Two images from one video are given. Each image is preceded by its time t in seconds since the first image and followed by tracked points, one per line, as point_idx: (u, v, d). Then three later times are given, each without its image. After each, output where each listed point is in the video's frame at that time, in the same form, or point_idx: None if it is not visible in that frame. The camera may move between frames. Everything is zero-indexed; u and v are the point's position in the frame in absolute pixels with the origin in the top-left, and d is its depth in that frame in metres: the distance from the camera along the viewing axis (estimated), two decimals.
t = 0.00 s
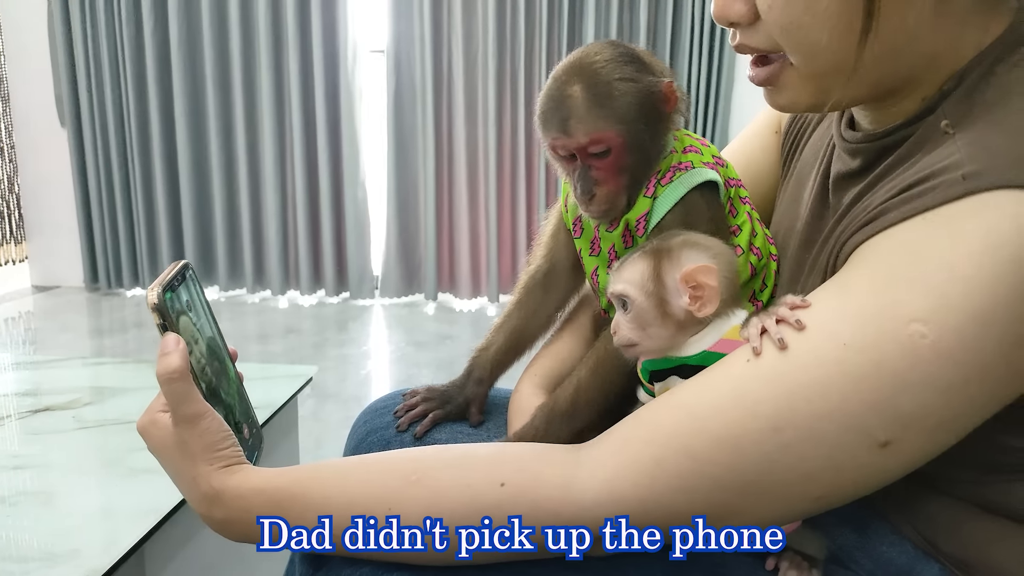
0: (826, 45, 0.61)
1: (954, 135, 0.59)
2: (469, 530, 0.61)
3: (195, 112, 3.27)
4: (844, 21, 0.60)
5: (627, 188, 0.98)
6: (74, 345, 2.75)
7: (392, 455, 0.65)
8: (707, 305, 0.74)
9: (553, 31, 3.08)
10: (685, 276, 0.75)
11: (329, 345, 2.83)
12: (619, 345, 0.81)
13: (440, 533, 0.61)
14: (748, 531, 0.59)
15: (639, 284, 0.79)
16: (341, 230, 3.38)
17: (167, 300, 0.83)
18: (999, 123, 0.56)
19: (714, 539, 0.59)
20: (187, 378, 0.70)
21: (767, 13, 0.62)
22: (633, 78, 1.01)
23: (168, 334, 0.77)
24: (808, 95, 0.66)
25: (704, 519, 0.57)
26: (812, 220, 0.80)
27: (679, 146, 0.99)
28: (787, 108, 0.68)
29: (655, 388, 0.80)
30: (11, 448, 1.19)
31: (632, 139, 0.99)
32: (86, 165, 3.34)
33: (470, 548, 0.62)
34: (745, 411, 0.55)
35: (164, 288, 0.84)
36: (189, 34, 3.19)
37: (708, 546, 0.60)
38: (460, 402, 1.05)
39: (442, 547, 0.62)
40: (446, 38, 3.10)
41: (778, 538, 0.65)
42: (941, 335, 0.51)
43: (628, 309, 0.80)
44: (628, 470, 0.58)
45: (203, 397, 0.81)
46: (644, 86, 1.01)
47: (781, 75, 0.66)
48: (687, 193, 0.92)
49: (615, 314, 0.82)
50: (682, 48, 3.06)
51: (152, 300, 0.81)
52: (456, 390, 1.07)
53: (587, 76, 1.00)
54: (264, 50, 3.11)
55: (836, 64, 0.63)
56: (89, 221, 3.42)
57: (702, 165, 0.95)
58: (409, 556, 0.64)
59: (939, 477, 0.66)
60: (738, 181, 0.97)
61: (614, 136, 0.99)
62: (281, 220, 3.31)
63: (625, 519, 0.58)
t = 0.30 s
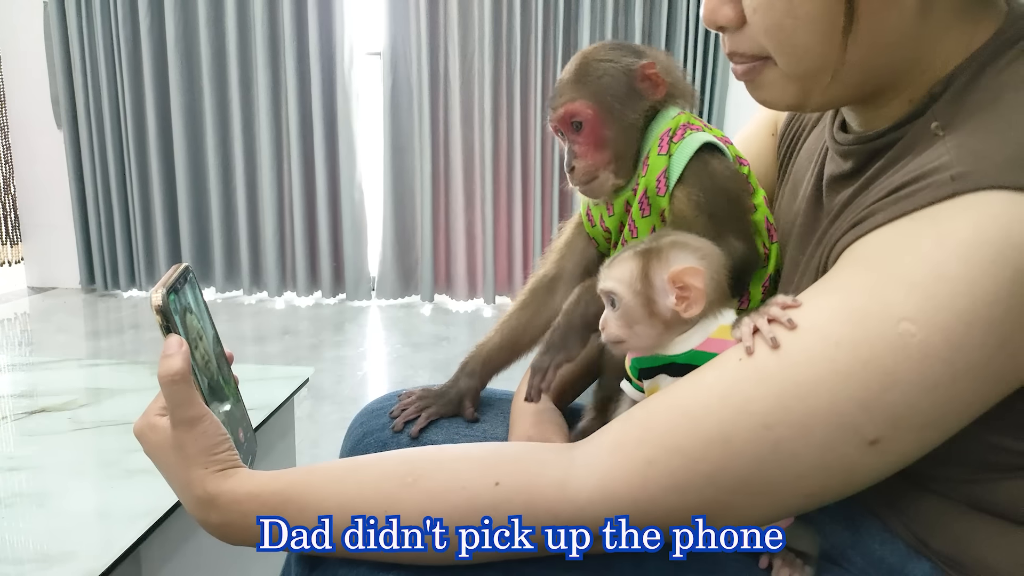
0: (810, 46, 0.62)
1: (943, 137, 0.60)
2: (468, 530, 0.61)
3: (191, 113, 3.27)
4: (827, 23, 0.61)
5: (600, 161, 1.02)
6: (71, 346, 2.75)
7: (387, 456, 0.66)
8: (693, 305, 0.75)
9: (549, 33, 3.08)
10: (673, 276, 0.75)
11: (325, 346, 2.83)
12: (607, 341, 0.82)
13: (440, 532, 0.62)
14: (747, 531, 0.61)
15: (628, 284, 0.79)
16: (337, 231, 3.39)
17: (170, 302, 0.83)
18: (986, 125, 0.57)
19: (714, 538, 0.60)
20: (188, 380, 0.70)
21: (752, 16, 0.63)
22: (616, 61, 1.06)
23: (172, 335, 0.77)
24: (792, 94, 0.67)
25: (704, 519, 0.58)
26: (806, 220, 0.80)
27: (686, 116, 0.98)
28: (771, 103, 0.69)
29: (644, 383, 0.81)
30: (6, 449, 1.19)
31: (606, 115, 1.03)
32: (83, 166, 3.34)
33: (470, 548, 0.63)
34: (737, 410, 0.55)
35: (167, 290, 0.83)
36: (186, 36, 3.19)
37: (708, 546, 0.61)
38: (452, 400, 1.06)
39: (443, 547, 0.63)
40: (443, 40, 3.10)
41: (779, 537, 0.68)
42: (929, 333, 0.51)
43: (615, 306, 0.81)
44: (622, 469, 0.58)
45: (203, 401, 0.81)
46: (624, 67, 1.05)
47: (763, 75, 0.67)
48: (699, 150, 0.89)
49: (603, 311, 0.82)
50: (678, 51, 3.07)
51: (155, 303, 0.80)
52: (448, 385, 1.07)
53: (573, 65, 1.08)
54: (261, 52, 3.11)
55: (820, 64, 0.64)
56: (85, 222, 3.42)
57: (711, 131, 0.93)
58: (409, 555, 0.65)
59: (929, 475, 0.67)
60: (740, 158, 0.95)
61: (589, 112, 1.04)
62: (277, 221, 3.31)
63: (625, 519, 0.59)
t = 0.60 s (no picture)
0: (800, 47, 0.63)
1: (937, 134, 0.60)
2: (469, 530, 0.62)
3: (190, 113, 3.27)
4: (818, 23, 0.61)
5: (607, 178, 1.02)
6: (71, 346, 2.75)
7: (385, 452, 0.66)
8: (698, 292, 0.75)
9: (548, 33, 3.08)
10: (679, 263, 0.76)
11: (325, 345, 2.83)
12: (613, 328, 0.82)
13: (440, 533, 0.62)
14: (748, 531, 0.67)
15: (635, 270, 0.80)
16: (337, 231, 3.39)
17: (172, 301, 0.83)
18: (978, 120, 0.57)
19: (714, 539, 0.63)
20: (188, 378, 0.70)
21: (743, 16, 0.64)
22: (635, 81, 1.07)
23: (172, 334, 0.77)
24: (783, 95, 0.67)
25: (704, 519, 0.59)
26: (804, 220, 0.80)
27: (703, 144, 1.00)
28: (762, 107, 0.69)
29: (652, 374, 0.80)
30: (7, 449, 1.19)
31: (616, 134, 1.04)
32: (82, 166, 3.34)
33: (470, 547, 0.63)
34: (734, 404, 0.55)
35: (170, 289, 0.84)
36: (185, 36, 3.19)
37: (707, 545, 0.63)
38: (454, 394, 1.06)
39: (443, 546, 0.63)
40: (442, 39, 3.11)
41: (779, 537, 0.68)
42: (923, 323, 0.51)
43: (622, 293, 0.81)
44: (619, 462, 0.58)
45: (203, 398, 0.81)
46: (643, 87, 1.05)
47: (759, 76, 0.68)
48: (712, 179, 0.91)
49: (610, 299, 0.82)
50: (677, 50, 3.07)
51: (157, 300, 0.81)
52: (449, 378, 1.07)
53: (594, 80, 1.09)
54: (260, 51, 3.11)
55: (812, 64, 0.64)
56: (85, 222, 3.42)
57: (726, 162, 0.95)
58: (409, 554, 0.65)
59: (926, 470, 0.67)
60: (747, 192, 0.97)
61: (600, 128, 1.05)
62: (277, 220, 3.31)
63: (625, 519, 0.59)
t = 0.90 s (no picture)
0: (790, 44, 0.63)
1: (934, 133, 0.60)
2: (469, 530, 0.62)
3: (192, 112, 3.27)
4: (807, 21, 0.62)
5: (545, 204, 1.03)
6: (71, 344, 2.75)
7: (386, 451, 0.66)
8: (698, 295, 0.76)
9: (550, 32, 3.09)
10: (680, 265, 0.76)
11: (326, 344, 2.83)
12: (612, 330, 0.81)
13: (440, 532, 0.62)
14: (749, 531, 0.67)
15: (636, 271, 0.79)
16: (338, 230, 3.39)
17: (190, 296, 0.83)
18: (975, 119, 0.57)
19: (714, 539, 0.63)
20: (197, 371, 0.71)
21: (735, 15, 0.64)
22: (573, 102, 1.05)
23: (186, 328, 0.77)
24: (775, 90, 0.68)
25: (704, 519, 0.59)
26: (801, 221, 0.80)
27: (639, 170, 0.96)
28: (759, 101, 0.71)
29: (651, 376, 0.80)
30: (8, 446, 1.19)
31: (553, 159, 1.03)
32: (84, 164, 3.35)
33: (470, 547, 0.63)
34: (733, 402, 0.55)
35: (188, 284, 0.83)
36: (186, 35, 3.19)
37: (707, 545, 0.63)
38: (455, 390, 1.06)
39: (443, 546, 0.63)
40: (444, 38, 3.11)
41: (779, 537, 0.68)
42: (921, 322, 0.52)
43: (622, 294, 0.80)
44: (619, 461, 0.58)
45: (212, 396, 0.79)
46: (579, 110, 1.04)
47: (754, 72, 0.68)
48: (635, 217, 0.89)
49: (609, 300, 0.82)
50: (679, 50, 3.07)
51: (173, 295, 0.80)
52: (450, 377, 1.07)
53: (535, 100, 1.08)
54: (262, 50, 3.11)
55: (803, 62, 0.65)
56: (86, 220, 3.42)
57: (657, 192, 0.91)
58: (409, 554, 0.65)
59: (925, 471, 0.67)
60: (699, 207, 0.94)
61: (537, 153, 1.04)
62: (278, 219, 3.31)
63: (625, 519, 0.59)
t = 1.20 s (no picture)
0: (789, 49, 0.63)
1: (931, 137, 0.60)
2: (468, 530, 0.62)
3: (196, 111, 3.28)
4: (806, 26, 0.62)
5: (529, 225, 1.02)
6: (74, 342, 2.76)
7: (386, 451, 0.66)
8: (695, 299, 0.76)
9: (554, 32, 3.09)
10: (677, 269, 0.76)
11: (328, 343, 2.84)
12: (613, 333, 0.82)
13: (440, 533, 0.63)
14: (749, 531, 0.67)
15: (635, 274, 0.80)
16: (341, 229, 3.39)
17: (184, 297, 0.84)
18: (972, 123, 0.58)
19: (714, 539, 0.63)
20: (194, 371, 0.71)
21: (735, 19, 0.64)
22: (549, 120, 1.03)
23: (182, 329, 0.78)
24: (774, 93, 0.68)
25: (703, 519, 0.59)
26: (800, 224, 0.80)
27: (630, 176, 0.95)
28: (758, 103, 0.70)
29: (650, 378, 0.80)
30: (10, 444, 1.19)
31: (533, 179, 1.03)
32: (87, 163, 3.35)
33: (470, 547, 0.63)
34: (729, 404, 0.56)
35: (182, 285, 0.84)
36: (190, 33, 3.20)
37: (706, 545, 0.63)
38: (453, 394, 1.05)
39: (443, 547, 0.64)
40: (447, 38, 3.11)
41: (778, 537, 0.68)
42: (917, 325, 0.52)
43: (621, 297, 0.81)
44: (616, 462, 0.59)
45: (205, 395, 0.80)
46: (557, 128, 1.02)
47: (751, 75, 0.68)
48: (628, 228, 0.88)
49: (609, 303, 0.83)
50: (682, 50, 3.07)
51: (170, 296, 0.82)
52: (442, 377, 1.06)
53: (511, 121, 1.07)
54: (265, 50, 3.12)
55: (802, 66, 0.65)
56: (89, 218, 3.43)
57: (649, 202, 0.89)
58: (409, 554, 0.65)
59: (925, 473, 0.67)
60: (690, 215, 0.94)
61: (517, 175, 1.03)
62: (280, 218, 3.31)
63: (624, 519, 0.60)
